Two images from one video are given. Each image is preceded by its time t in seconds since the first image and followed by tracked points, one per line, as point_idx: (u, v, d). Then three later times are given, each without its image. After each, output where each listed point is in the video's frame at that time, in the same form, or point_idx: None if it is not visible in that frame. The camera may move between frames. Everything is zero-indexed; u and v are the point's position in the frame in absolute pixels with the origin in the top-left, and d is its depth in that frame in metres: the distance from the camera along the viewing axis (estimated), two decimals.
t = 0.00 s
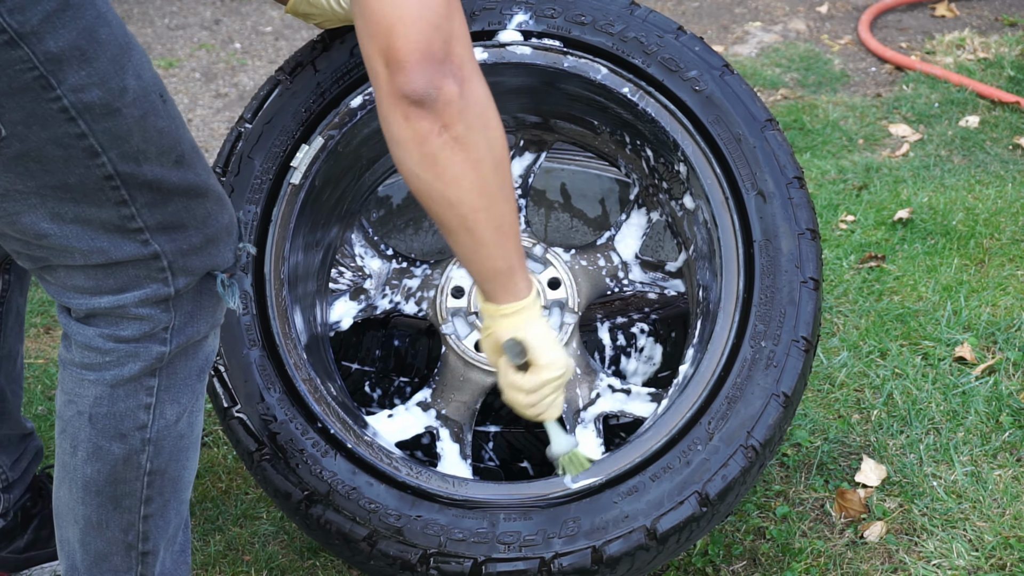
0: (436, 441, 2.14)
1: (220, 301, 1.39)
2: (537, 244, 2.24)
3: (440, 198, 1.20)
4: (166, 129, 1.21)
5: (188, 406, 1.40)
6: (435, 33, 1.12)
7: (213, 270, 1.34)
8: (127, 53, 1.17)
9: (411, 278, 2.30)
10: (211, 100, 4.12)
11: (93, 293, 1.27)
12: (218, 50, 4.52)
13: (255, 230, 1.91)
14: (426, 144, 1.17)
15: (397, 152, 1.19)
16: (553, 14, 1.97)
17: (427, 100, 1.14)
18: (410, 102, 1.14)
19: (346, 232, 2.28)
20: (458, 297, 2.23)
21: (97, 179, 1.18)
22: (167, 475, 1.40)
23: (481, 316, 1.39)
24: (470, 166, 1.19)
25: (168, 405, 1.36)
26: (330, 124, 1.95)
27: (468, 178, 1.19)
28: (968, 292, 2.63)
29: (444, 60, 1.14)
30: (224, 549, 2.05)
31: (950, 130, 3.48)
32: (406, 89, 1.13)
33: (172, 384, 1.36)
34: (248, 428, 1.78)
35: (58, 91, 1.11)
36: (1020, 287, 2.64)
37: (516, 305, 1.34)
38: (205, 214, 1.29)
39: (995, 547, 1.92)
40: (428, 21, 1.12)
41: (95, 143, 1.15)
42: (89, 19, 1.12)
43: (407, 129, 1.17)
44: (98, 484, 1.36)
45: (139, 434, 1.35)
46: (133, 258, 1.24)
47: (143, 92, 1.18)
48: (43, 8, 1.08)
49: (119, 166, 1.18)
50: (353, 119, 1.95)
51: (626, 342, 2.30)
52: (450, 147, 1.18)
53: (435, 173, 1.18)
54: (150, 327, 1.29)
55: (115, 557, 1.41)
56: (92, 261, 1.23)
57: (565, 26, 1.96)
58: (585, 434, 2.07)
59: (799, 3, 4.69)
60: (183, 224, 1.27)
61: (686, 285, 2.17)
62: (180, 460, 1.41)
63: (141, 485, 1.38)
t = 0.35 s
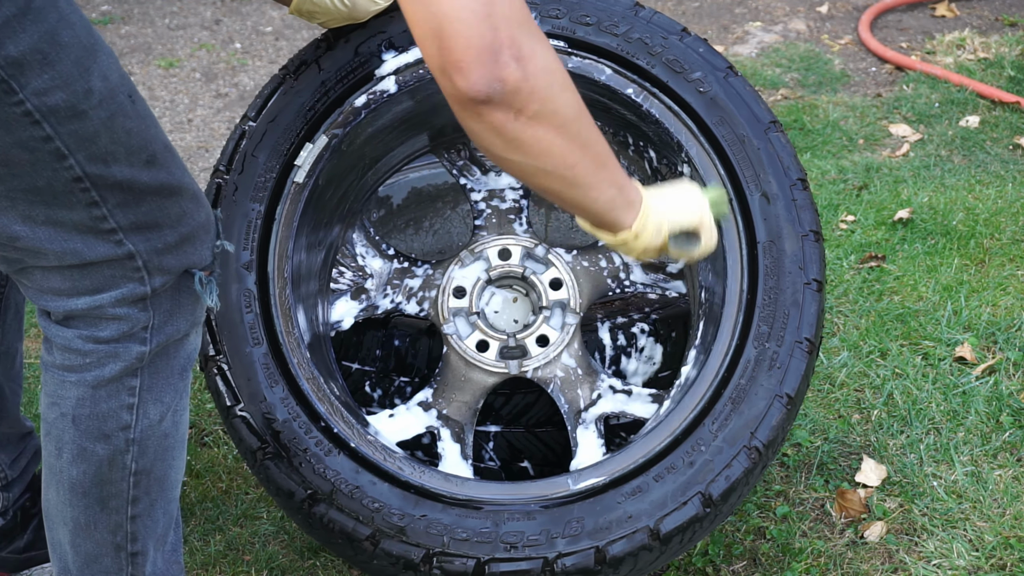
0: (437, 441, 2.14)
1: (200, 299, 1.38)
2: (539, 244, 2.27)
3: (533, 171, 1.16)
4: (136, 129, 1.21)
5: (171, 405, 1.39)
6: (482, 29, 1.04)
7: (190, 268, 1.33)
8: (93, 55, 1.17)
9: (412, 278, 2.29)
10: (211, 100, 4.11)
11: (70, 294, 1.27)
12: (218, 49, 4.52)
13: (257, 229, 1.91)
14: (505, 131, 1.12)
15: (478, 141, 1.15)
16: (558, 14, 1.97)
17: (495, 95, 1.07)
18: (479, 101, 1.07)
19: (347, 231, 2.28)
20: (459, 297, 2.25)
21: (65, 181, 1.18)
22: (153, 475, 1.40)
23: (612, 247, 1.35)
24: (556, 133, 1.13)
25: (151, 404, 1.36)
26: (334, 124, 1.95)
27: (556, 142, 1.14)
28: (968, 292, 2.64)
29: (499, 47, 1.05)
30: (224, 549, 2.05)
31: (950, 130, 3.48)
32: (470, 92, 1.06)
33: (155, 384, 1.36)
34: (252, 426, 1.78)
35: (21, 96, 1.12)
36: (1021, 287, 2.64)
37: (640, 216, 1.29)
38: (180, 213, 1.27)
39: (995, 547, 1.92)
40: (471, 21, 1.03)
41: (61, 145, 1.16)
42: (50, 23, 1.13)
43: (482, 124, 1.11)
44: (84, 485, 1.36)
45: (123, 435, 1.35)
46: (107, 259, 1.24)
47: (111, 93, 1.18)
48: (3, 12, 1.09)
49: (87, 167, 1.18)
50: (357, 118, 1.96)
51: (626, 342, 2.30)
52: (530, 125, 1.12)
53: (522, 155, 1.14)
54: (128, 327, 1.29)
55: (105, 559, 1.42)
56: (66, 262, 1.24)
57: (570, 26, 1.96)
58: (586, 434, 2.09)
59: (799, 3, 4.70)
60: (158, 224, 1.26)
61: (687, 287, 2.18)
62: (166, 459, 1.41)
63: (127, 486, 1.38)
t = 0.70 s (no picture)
0: (437, 441, 2.14)
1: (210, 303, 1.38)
2: (540, 244, 2.25)
3: (516, 209, 1.21)
4: (148, 133, 1.20)
5: (180, 410, 1.38)
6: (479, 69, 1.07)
7: (201, 272, 1.32)
8: (105, 60, 1.16)
9: (412, 278, 2.29)
10: (211, 100, 4.11)
11: (80, 298, 1.26)
12: (218, 49, 4.51)
13: (256, 229, 1.91)
14: (494, 169, 1.16)
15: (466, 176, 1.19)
16: (556, 14, 1.97)
17: (486, 135, 1.11)
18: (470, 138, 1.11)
19: (347, 232, 2.27)
20: (459, 297, 2.25)
21: (77, 187, 1.18)
22: (161, 479, 1.39)
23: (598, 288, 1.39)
24: (542, 176, 1.17)
25: (161, 408, 1.35)
26: (333, 124, 1.95)
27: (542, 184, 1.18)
28: (969, 292, 2.63)
29: (492, 90, 1.09)
30: (224, 549, 2.04)
31: (950, 130, 3.48)
32: (463, 131, 1.10)
33: (165, 388, 1.35)
34: (250, 426, 1.78)
35: (34, 101, 1.12)
36: (1021, 287, 2.64)
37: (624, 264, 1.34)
38: (191, 217, 1.27)
39: (995, 548, 1.92)
40: (468, 61, 1.06)
41: (73, 151, 1.15)
42: (63, 29, 1.13)
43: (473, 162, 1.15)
44: (92, 488, 1.35)
45: (132, 439, 1.34)
46: (118, 263, 1.23)
47: (123, 97, 1.17)
48: (14, 19, 1.08)
49: (99, 172, 1.17)
50: (356, 119, 1.96)
51: (626, 342, 2.30)
52: (517, 167, 1.16)
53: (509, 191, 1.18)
54: (140, 331, 1.28)
55: (110, 562, 1.42)
56: (76, 265, 1.23)
57: (569, 26, 1.96)
58: (587, 435, 2.09)
59: (799, 3, 4.69)
60: (169, 228, 1.25)
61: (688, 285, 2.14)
62: (174, 463, 1.40)
63: (136, 490, 1.37)
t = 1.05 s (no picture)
0: (437, 441, 2.14)
1: (228, 297, 1.38)
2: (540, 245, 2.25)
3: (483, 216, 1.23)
4: (172, 126, 1.20)
5: (193, 403, 1.39)
6: (450, 82, 1.10)
7: (219, 266, 1.33)
8: (133, 51, 1.16)
9: (411, 278, 2.31)
10: (211, 100, 4.12)
11: (99, 289, 1.27)
12: (218, 50, 4.52)
13: (256, 229, 1.92)
14: (461, 178, 1.18)
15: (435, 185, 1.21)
16: (555, 14, 1.97)
17: (452, 145, 1.14)
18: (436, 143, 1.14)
19: (347, 232, 2.28)
20: (458, 297, 2.26)
21: (103, 178, 1.18)
22: (174, 472, 1.39)
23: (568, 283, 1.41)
24: (510, 187, 1.19)
25: (175, 401, 1.36)
26: (332, 124, 1.95)
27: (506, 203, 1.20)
28: (968, 292, 2.63)
29: (460, 104, 1.11)
30: (224, 549, 2.04)
31: (950, 130, 3.48)
32: (430, 139, 1.13)
33: (179, 380, 1.36)
34: (249, 427, 1.78)
35: (64, 91, 1.11)
36: (1020, 287, 2.64)
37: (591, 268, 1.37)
38: (211, 210, 1.28)
39: (995, 547, 1.92)
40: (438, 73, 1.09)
41: (101, 142, 1.15)
42: (93, 20, 1.12)
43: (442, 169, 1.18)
44: (106, 480, 1.35)
45: (146, 431, 1.34)
46: (140, 254, 1.24)
47: (149, 90, 1.18)
48: (48, 9, 1.08)
49: (125, 164, 1.18)
50: (355, 119, 1.96)
51: (626, 342, 2.26)
52: (483, 177, 1.18)
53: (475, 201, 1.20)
54: (157, 323, 1.29)
55: (119, 555, 1.41)
56: (98, 257, 1.23)
57: (567, 26, 1.96)
58: (586, 435, 2.09)
59: (799, 3, 4.70)
60: (191, 221, 1.26)
61: (687, 285, 2.15)
62: (186, 457, 1.41)
63: (148, 482, 1.37)
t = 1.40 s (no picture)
0: (437, 441, 2.14)
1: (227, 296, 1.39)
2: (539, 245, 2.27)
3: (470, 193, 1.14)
4: (177, 125, 1.21)
5: (192, 403, 1.39)
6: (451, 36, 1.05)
7: (218, 266, 1.33)
8: (141, 48, 1.16)
9: (411, 278, 2.31)
10: (211, 100, 4.12)
11: (100, 288, 1.26)
12: (218, 50, 4.51)
13: (256, 230, 1.92)
14: (450, 146, 1.11)
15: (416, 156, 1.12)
16: (555, 14, 1.97)
17: (446, 105, 1.07)
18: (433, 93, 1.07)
19: (347, 232, 2.27)
20: (458, 298, 2.26)
21: (109, 175, 1.17)
22: (173, 472, 1.39)
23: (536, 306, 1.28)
24: (500, 162, 1.12)
25: (174, 401, 1.35)
26: (332, 124, 1.95)
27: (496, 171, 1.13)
28: (968, 292, 2.63)
29: (458, 62, 1.07)
30: (224, 549, 2.04)
31: (950, 130, 3.48)
32: (422, 95, 1.06)
33: (178, 380, 1.35)
34: (249, 427, 1.78)
35: (75, 86, 1.11)
36: (1020, 287, 2.64)
37: (569, 284, 1.23)
38: (213, 210, 1.28)
39: (995, 547, 1.92)
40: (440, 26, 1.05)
41: (109, 138, 1.15)
42: (104, 15, 1.12)
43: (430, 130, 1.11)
44: (104, 480, 1.35)
45: (145, 430, 1.34)
46: (142, 254, 1.24)
47: (157, 88, 1.18)
48: (60, 3, 1.08)
49: (132, 161, 1.17)
50: (355, 119, 1.95)
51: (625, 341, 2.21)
52: (475, 145, 1.11)
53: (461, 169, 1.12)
54: (157, 323, 1.28)
55: (118, 555, 1.41)
56: (101, 256, 1.23)
57: (567, 26, 1.96)
58: (586, 435, 2.10)
59: (799, 3, 4.69)
60: (193, 220, 1.26)
61: (687, 285, 2.16)
62: (185, 457, 1.40)
63: (147, 482, 1.37)
